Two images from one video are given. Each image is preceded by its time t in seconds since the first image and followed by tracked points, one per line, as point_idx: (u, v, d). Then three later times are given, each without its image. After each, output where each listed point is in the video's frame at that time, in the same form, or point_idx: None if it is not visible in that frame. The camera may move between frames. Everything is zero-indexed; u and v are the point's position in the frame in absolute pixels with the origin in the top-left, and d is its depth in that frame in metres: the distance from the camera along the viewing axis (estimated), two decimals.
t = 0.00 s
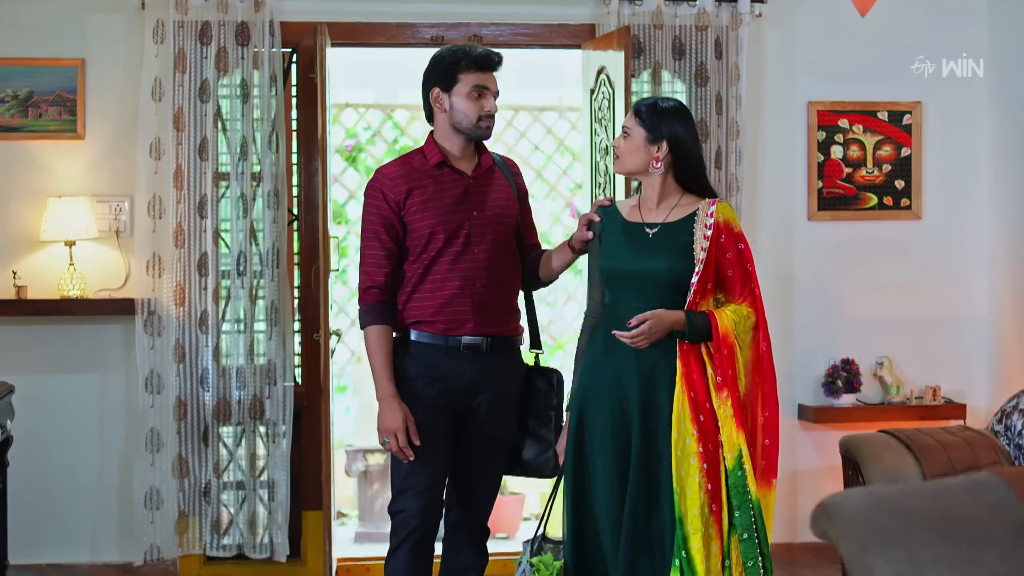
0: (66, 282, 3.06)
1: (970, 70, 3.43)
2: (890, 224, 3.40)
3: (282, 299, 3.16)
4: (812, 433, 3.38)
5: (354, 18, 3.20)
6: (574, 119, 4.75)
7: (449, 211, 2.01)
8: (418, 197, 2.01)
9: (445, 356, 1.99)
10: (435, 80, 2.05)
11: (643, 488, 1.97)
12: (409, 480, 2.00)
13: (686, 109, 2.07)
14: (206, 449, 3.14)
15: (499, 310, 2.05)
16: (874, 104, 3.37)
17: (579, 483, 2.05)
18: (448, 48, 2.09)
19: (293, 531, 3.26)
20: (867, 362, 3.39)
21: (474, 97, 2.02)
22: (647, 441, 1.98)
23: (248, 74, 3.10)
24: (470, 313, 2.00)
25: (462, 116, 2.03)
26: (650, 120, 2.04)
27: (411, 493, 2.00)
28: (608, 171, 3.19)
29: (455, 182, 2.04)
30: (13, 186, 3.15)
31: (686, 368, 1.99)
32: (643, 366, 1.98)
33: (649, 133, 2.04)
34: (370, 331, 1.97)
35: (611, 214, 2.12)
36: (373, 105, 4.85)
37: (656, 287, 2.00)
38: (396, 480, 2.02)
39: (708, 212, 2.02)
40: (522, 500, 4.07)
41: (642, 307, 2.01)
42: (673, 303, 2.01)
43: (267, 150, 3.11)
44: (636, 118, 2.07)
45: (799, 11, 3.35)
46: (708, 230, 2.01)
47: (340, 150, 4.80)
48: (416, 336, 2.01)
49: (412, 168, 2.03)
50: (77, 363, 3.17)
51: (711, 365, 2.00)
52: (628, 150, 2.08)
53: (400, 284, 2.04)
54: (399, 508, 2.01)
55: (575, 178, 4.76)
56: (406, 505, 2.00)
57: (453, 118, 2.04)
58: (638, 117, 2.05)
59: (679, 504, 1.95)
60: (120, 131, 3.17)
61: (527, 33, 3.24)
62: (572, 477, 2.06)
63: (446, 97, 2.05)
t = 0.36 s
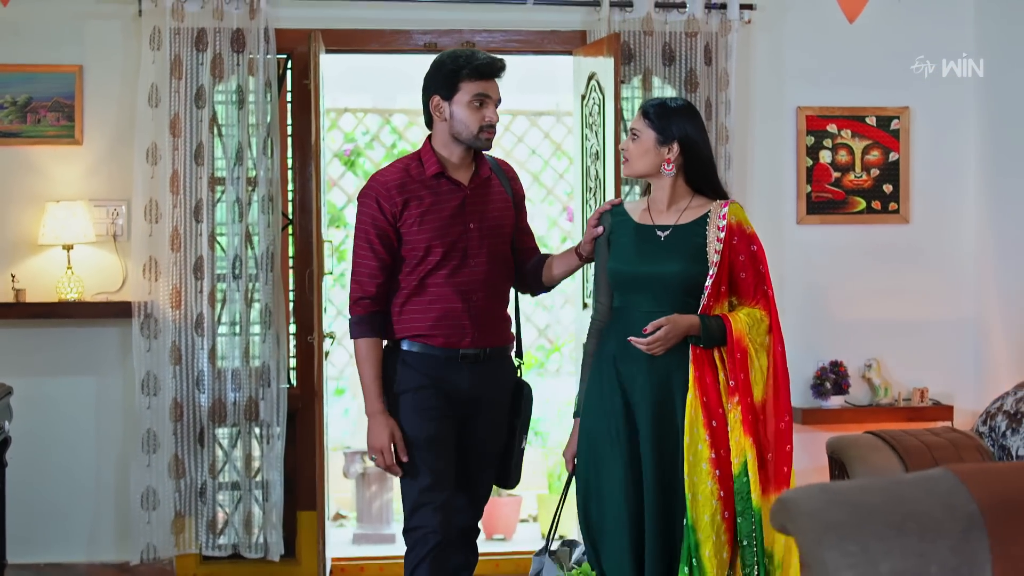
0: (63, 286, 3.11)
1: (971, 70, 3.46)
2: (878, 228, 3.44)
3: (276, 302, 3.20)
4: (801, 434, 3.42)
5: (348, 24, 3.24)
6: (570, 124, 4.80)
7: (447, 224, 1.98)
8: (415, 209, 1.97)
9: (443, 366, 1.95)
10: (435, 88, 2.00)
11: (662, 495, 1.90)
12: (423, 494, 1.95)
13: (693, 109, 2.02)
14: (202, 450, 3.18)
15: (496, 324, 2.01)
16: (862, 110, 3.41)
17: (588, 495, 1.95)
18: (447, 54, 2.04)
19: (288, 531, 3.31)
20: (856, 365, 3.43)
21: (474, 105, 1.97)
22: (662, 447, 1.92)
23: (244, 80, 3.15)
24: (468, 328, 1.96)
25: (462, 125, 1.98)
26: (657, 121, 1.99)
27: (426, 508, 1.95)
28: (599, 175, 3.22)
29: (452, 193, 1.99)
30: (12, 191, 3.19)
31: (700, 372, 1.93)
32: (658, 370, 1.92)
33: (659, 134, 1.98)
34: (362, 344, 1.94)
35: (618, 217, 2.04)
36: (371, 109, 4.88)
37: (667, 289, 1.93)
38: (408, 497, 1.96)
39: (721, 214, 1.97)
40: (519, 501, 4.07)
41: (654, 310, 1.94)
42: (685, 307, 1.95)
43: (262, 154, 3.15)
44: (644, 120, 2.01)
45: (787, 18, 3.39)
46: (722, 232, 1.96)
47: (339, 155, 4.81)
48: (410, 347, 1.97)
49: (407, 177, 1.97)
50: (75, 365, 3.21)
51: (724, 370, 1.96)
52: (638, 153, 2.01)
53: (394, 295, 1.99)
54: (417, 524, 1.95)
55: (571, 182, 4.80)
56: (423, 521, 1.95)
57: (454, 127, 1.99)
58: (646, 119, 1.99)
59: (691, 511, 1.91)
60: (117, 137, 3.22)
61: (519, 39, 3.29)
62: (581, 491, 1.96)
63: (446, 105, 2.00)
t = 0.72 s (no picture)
0: (57, 289, 3.15)
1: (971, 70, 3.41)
2: (863, 231, 3.48)
3: (268, 304, 3.24)
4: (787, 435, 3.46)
5: (338, 30, 3.28)
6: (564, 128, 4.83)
7: (441, 221, 1.93)
8: (410, 206, 1.90)
9: (436, 366, 1.91)
10: (432, 83, 1.91)
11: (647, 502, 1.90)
12: (409, 502, 1.91)
13: (677, 110, 2.03)
14: (193, 451, 3.21)
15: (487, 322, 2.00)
16: (847, 115, 3.44)
17: (572, 500, 1.96)
18: (439, 46, 1.95)
19: (279, 531, 3.35)
20: (840, 366, 3.47)
21: (473, 103, 1.91)
22: (645, 453, 1.92)
23: (235, 85, 3.19)
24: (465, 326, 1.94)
25: (460, 124, 1.92)
26: (643, 122, 1.99)
27: (412, 516, 1.92)
28: (586, 179, 3.27)
29: (445, 189, 1.95)
30: (6, 195, 3.23)
31: (686, 377, 1.95)
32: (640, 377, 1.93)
33: (645, 138, 1.99)
34: (345, 345, 1.87)
35: (603, 220, 2.05)
36: (365, 114, 4.92)
37: (653, 295, 1.95)
38: (393, 506, 1.92)
39: (707, 218, 1.99)
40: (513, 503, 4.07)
41: (637, 317, 1.96)
42: (671, 312, 1.97)
43: (253, 159, 3.19)
44: (629, 123, 2.02)
45: (774, 24, 3.42)
46: (708, 236, 1.97)
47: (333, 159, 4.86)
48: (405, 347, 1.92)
49: (400, 173, 1.90)
50: (69, 367, 3.25)
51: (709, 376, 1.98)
52: (623, 156, 2.02)
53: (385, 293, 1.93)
54: (404, 532, 1.91)
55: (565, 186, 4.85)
56: (409, 530, 1.91)
57: (451, 126, 1.93)
58: (630, 121, 2.00)
59: (690, 516, 1.91)
60: (110, 141, 3.25)
61: (508, 44, 3.31)
62: (567, 495, 1.97)
63: (443, 102, 1.92)
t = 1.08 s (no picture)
0: (48, 290, 3.18)
1: (971, 69, 3.29)
2: (845, 233, 3.53)
3: (257, 305, 3.28)
4: (770, 435, 3.50)
5: (326, 35, 3.33)
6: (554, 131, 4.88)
7: (423, 222, 1.95)
8: (394, 206, 1.92)
9: (411, 366, 1.93)
10: (428, 84, 1.93)
11: (602, 497, 1.93)
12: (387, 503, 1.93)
13: (656, 109, 2.06)
14: (183, 451, 3.25)
15: (465, 324, 2.03)
16: (829, 118, 3.48)
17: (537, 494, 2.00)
18: (439, 50, 1.97)
19: (268, 530, 3.40)
20: (823, 367, 3.52)
21: (464, 110, 1.93)
22: (602, 450, 1.95)
23: (225, 89, 3.23)
24: (445, 327, 1.97)
25: (447, 129, 1.94)
26: (619, 120, 2.03)
27: (392, 517, 1.94)
28: (570, 182, 3.32)
29: (429, 191, 1.97)
30: None
31: (646, 376, 1.98)
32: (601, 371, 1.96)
33: (620, 135, 2.03)
34: (341, 339, 1.86)
35: (576, 216, 2.10)
36: (357, 118, 4.94)
37: (617, 291, 1.99)
38: (373, 507, 1.95)
39: (678, 218, 2.01)
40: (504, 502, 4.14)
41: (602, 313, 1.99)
42: (635, 310, 2.00)
43: (242, 162, 3.24)
44: (606, 120, 2.05)
45: (756, 28, 3.46)
46: (676, 236, 2.00)
47: (325, 161, 4.90)
48: (386, 347, 1.94)
49: (385, 173, 1.92)
50: (59, 367, 3.29)
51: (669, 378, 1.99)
52: (598, 153, 2.05)
53: (367, 292, 1.95)
54: (383, 533, 1.93)
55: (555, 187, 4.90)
56: (388, 531, 1.94)
57: (437, 129, 1.94)
58: (607, 119, 2.04)
59: (650, 516, 1.93)
60: (100, 145, 3.29)
61: (494, 50, 3.38)
62: (530, 493, 1.99)
63: (435, 103, 1.94)
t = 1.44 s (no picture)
0: (42, 289, 3.22)
1: (970, 70, 3.20)
2: (830, 233, 3.57)
3: (248, 303, 3.32)
4: (755, 431, 3.55)
5: (317, 37, 3.37)
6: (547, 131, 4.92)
7: (417, 221, 1.98)
8: (389, 204, 1.95)
9: (405, 367, 1.95)
10: (430, 86, 1.95)
11: (569, 486, 1.98)
12: (378, 501, 1.97)
13: (643, 108, 2.10)
14: (175, 447, 3.29)
15: (459, 323, 2.04)
16: (814, 119, 3.52)
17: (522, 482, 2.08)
18: (441, 53, 2.00)
19: (260, 525, 3.45)
20: (808, 365, 3.56)
21: (465, 115, 1.96)
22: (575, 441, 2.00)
23: (216, 90, 3.27)
24: (436, 327, 1.98)
25: (448, 132, 1.96)
26: (607, 117, 2.07)
27: (382, 514, 1.98)
28: (558, 182, 3.37)
29: (424, 190, 1.99)
30: None
31: (620, 370, 2.01)
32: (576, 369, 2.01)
33: (607, 130, 2.06)
34: (320, 338, 1.90)
35: (565, 214, 2.14)
36: (351, 117, 5.00)
37: (595, 287, 2.02)
38: (364, 503, 1.99)
39: (657, 215, 2.04)
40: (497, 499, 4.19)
41: (581, 310, 2.04)
42: (613, 306, 2.03)
43: (234, 162, 3.28)
44: (595, 116, 2.10)
45: (741, 30, 3.51)
46: (654, 233, 2.02)
47: (320, 161, 4.93)
48: (376, 344, 1.96)
49: (382, 171, 1.96)
50: (53, 365, 3.33)
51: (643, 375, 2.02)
52: (586, 149, 2.09)
53: (361, 289, 1.98)
54: (374, 529, 1.97)
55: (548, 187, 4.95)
56: (379, 527, 1.97)
57: (438, 131, 1.97)
58: (596, 115, 2.08)
59: (609, 509, 1.99)
60: (94, 146, 3.33)
61: (483, 52, 3.43)
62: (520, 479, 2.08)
63: (437, 107, 1.96)
